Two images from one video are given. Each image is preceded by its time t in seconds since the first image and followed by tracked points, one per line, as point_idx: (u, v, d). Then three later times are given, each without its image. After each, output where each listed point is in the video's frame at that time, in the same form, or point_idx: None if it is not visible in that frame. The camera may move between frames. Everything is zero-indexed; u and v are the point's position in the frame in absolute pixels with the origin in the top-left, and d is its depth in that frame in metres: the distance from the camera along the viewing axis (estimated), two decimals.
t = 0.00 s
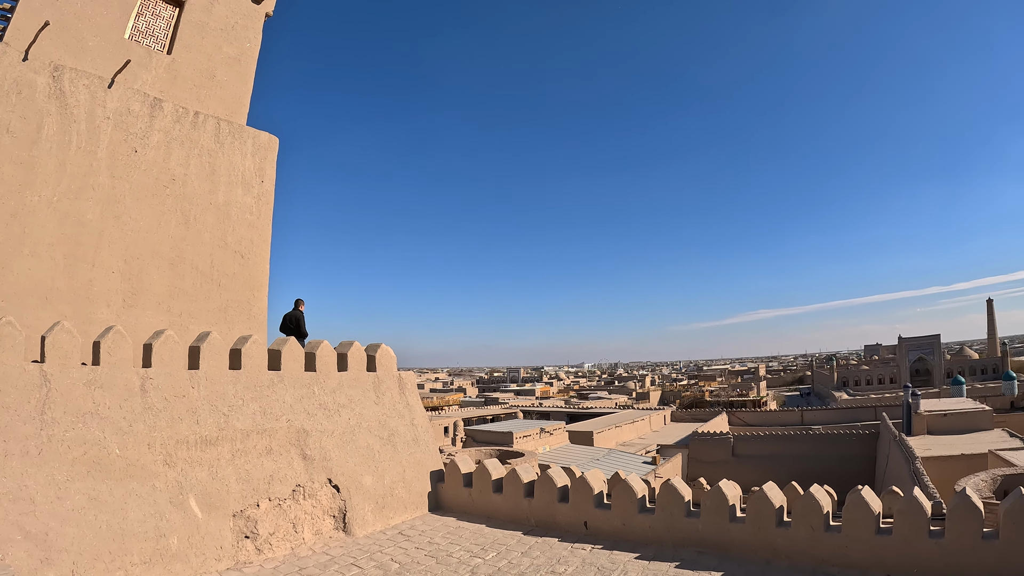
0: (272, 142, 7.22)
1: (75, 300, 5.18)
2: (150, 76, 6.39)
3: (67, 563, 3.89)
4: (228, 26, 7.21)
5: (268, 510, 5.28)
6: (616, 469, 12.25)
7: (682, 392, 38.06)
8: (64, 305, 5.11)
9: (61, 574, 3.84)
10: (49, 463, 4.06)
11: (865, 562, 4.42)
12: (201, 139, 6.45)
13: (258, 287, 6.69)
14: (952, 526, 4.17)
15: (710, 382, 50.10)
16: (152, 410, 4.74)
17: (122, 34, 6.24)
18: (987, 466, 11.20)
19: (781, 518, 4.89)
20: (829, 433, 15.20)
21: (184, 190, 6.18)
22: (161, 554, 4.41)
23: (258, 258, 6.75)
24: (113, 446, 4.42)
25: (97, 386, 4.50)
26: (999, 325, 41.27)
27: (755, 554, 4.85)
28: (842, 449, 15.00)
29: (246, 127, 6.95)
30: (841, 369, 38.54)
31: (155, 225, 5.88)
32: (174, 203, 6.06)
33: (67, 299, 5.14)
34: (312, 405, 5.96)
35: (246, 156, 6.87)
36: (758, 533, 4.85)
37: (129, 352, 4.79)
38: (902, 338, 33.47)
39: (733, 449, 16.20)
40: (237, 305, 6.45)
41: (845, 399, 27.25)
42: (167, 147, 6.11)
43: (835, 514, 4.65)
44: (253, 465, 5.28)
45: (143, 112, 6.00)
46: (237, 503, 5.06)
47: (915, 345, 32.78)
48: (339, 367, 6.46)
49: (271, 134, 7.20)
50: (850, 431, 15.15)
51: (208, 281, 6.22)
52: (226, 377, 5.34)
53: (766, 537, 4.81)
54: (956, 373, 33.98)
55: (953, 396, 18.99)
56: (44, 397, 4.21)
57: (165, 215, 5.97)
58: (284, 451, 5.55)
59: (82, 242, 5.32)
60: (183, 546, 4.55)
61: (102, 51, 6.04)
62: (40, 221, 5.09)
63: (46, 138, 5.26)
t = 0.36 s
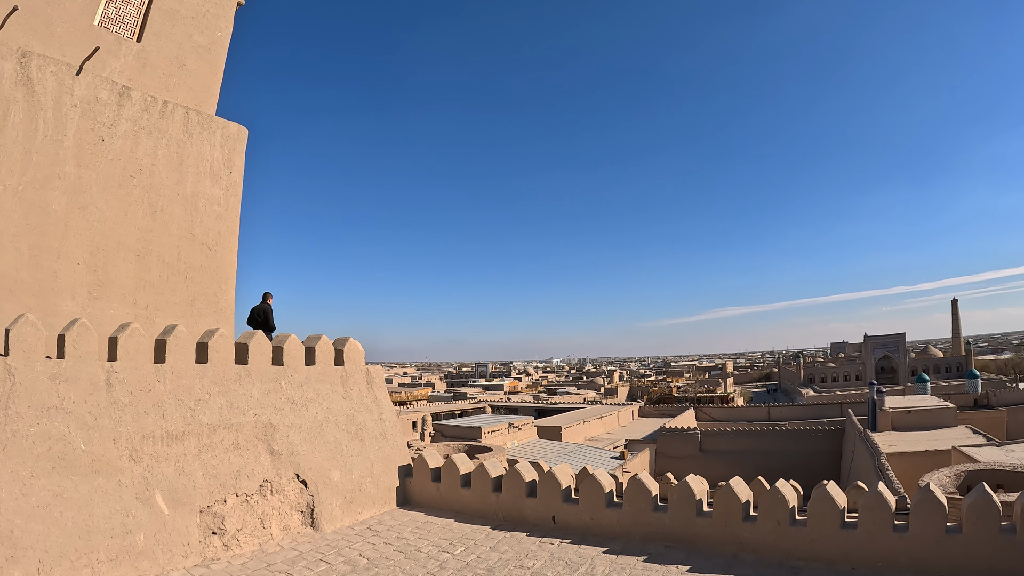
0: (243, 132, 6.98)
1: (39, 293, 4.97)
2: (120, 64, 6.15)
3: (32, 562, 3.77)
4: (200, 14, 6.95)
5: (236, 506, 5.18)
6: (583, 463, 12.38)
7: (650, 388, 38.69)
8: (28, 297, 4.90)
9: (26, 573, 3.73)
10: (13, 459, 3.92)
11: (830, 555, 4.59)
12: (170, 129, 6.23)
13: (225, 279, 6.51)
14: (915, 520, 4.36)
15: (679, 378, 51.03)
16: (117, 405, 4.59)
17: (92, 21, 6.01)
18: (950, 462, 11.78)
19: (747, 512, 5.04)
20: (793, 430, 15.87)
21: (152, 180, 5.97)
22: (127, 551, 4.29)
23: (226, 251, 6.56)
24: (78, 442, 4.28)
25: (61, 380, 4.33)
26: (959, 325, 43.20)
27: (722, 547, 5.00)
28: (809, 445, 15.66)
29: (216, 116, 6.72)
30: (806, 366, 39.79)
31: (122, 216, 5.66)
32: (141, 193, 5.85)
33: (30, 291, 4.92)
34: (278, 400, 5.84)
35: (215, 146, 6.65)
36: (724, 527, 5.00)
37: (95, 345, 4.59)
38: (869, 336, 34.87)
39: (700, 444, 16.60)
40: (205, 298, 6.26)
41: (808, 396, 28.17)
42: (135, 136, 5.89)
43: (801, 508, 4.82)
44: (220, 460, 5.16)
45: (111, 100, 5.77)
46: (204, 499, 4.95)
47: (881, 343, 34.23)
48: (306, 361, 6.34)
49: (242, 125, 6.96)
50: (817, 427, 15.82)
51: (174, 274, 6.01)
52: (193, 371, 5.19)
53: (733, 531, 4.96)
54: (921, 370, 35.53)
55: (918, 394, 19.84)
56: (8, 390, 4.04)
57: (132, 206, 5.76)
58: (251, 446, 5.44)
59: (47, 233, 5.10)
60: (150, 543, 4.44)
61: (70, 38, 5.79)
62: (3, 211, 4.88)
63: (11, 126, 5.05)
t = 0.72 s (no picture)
0: (210, 123, 6.83)
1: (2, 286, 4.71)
2: (87, 51, 5.89)
3: None
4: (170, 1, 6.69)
5: (201, 503, 5.06)
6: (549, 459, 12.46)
7: (619, 384, 39.17)
8: None
9: None
10: None
11: (793, 549, 4.70)
12: (137, 119, 6.01)
13: (191, 272, 6.30)
14: (879, 515, 4.49)
15: (649, 374, 51.80)
16: (81, 399, 4.42)
17: (59, 5, 5.70)
18: (912, 458, 12.35)
19: (712, 507, 5.17)
20: (763, 426, 16.16)
21: (118, 170, 5.74)
22: (92, 548, 4.16)
23: (192, 243, 6.34)
24: (42, 437, 4.10)
25: (24, 373, 4.14)
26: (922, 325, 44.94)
27: (688, 541, 5.12)
28: (776, 441, 15.94)
29: (183, 106, 6.53)
30: (772, 363, 40.91)
31: (86, 206, 5.43)
32: (107, 183, 5.62)
33: None
34: (243, 394, 5.71)
35: (182, 137, 6.45)
36: (689, 521, 5.12)
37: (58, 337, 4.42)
38: (835, 335, 36.00)
39: (667, 440, 17.00)
40: (170, 290, 6.04)
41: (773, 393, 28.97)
42: (101, 125, 5.66)
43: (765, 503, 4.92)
44: (185, 456, 5.03)
45: (78, 88, 5.53)
46: (169, 495, 4.82)
47: (846, 342, 35.44)
48: (271, 355, 6.21)
49: (209, 116, 6.80)
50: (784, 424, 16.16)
51: (138, 266, 5.79)
52: (158, 366, 5.02)
53: (697, 525, 5.09)
54: (884, 369, 36.98)
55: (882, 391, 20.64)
56: None
57: (97, 196, 5.52)
58: (216, 441, 5.31)
59: (8, 222, 4.85)
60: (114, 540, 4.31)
61: (37, 24, 5.47)
62: None
63: None
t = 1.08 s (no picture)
0: (175, 113, 6.58)
1: None
2: (52, 37, 5.60)
3: None
4: None
5: (164, 499, 4.89)
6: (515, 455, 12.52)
7: (586, 380, 39.65)
8: None
9: None
10: None
11: (755, 543, 4.80)
12: (102, 107, 5.76)
13: (154, 264, 6.05)
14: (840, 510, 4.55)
15: (617, 370, 52.56)
16: (40, 394, 4.26)
17: None
18: (872, 454, 12.95)
19: (675, 502, 5.29)
20: (726, 422, 16.59)
21: (81, 159, 5.48)
22: (54, 547, 3.99)
23: (155, 235, 6.10)
24: None
25: None
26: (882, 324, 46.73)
27: (651, 536, 5.23)
28: (737, 436, 16.46)
29: (149, 95, 6.28)
30: (736, 361, 42.05)
31: (47, 195, 5.15)
32: (69, 172, 5.36)
33: None
34: (206, 388, 5.55)
35: (147, 127, 6.20)
36: (653, 516, 5.24)
37: (17, 330, 4.25)
38: (797, 333, 37.13)
39: (631, 436, 17.34)
40: (132, 283, 5.79)
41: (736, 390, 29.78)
42: (65, 114, 5.40)
43: (727, 499, 5.04)
44: (146, 452, 4.87)
45: (41, 74, 5.27)
46: (131, 492, 4.65)
47: (807, 340, 36.60)
48: (233, 350, 6.05)
49: (175, 106, 6.56)
50: (745, 420, 16.65)
51: (100, 257, 5.52)
52: (118, 359, 4.87)
53: (661, 520, 5.21)
54: (845, 367, 38.47)
55: (843, 389, 21.48)
56: None
57: (59, 185, 5.25)
58: (178, 437, 5.15)
59: None
60: (77, 538, 4.15)
61: None
62: None
63: None
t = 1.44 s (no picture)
0: (141, 101, 6.37)
1: None
2: (17, 20, 5.28)
3: None
4: None
5: (126, 495, 4.74)
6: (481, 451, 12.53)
7: (551, 377, 39.88)
8: None
9: None
10: None
11: (717, 538, 4.94)
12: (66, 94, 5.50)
13: (116, 256, 5.80)
14: (801, 506, 4.69)
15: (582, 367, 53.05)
16: None
17: None
18: (833, 451, 13.47)
19: (638, 498, 5.40)
20: (689, 419, 16.99)
21: (44, 147, 5.22)
22: (13, 545, 3.83)
23: (118, 225, 5.86)
24: None
25: None
26: (845, 325, 48.33)
27: (615, 532, 5.34)
28: (699, 433, 16.86)
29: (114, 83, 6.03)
30: (699, 359, 43.08)
31: (8, 182, 4.87)
32: (31, 159, 5.09)
33: None
34: (169, 383, 5.38)
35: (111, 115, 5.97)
36: (617, 512, 5.34)
37: None
38: (761, 333, 38.17)
39: (595, 433, 17.59)
40: (94, 275, 5.53)
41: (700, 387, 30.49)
42: (28, 100, 5.14)
43: (689, 495, 5.17)
44: (108, 447, 4.69)
45: (4, 58, 4.99)
46: (93, 488, 4.49)
47: (771, 339, 37.67)
48: (196, 343, 5.86)
49: (140, 94, 6.34)
50: (707, 418, 17.07)
51: (61, 248, 5.24)
52: (79, 352, 4.66)
53: (624, 516, 5.32)
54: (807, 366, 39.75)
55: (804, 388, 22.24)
56: None
57: (20, 173, 4.97)
58: (140, 432, 4.98)
59: None
60: (37, 535, 3.99)
61: None
62: None
63: None
